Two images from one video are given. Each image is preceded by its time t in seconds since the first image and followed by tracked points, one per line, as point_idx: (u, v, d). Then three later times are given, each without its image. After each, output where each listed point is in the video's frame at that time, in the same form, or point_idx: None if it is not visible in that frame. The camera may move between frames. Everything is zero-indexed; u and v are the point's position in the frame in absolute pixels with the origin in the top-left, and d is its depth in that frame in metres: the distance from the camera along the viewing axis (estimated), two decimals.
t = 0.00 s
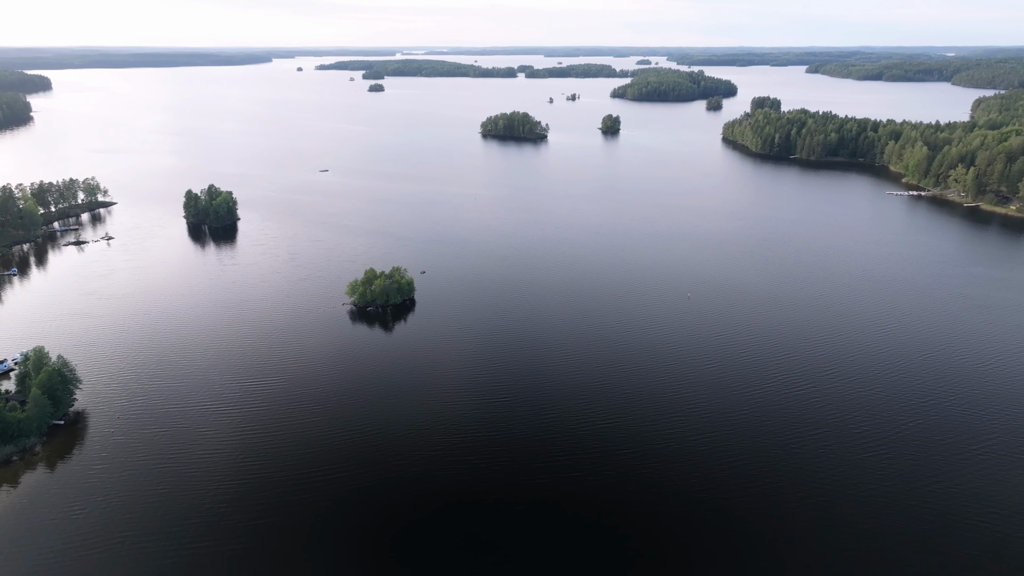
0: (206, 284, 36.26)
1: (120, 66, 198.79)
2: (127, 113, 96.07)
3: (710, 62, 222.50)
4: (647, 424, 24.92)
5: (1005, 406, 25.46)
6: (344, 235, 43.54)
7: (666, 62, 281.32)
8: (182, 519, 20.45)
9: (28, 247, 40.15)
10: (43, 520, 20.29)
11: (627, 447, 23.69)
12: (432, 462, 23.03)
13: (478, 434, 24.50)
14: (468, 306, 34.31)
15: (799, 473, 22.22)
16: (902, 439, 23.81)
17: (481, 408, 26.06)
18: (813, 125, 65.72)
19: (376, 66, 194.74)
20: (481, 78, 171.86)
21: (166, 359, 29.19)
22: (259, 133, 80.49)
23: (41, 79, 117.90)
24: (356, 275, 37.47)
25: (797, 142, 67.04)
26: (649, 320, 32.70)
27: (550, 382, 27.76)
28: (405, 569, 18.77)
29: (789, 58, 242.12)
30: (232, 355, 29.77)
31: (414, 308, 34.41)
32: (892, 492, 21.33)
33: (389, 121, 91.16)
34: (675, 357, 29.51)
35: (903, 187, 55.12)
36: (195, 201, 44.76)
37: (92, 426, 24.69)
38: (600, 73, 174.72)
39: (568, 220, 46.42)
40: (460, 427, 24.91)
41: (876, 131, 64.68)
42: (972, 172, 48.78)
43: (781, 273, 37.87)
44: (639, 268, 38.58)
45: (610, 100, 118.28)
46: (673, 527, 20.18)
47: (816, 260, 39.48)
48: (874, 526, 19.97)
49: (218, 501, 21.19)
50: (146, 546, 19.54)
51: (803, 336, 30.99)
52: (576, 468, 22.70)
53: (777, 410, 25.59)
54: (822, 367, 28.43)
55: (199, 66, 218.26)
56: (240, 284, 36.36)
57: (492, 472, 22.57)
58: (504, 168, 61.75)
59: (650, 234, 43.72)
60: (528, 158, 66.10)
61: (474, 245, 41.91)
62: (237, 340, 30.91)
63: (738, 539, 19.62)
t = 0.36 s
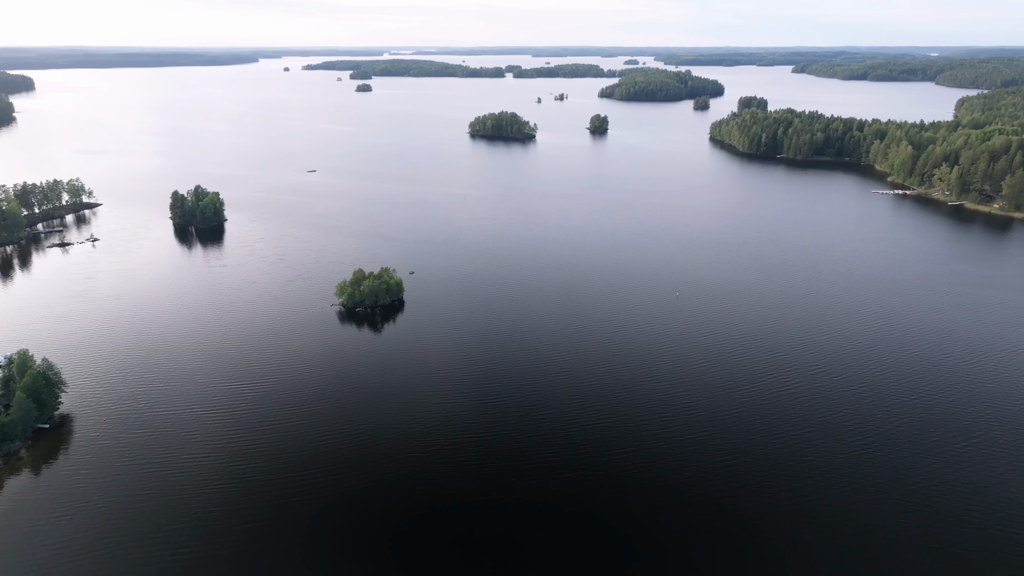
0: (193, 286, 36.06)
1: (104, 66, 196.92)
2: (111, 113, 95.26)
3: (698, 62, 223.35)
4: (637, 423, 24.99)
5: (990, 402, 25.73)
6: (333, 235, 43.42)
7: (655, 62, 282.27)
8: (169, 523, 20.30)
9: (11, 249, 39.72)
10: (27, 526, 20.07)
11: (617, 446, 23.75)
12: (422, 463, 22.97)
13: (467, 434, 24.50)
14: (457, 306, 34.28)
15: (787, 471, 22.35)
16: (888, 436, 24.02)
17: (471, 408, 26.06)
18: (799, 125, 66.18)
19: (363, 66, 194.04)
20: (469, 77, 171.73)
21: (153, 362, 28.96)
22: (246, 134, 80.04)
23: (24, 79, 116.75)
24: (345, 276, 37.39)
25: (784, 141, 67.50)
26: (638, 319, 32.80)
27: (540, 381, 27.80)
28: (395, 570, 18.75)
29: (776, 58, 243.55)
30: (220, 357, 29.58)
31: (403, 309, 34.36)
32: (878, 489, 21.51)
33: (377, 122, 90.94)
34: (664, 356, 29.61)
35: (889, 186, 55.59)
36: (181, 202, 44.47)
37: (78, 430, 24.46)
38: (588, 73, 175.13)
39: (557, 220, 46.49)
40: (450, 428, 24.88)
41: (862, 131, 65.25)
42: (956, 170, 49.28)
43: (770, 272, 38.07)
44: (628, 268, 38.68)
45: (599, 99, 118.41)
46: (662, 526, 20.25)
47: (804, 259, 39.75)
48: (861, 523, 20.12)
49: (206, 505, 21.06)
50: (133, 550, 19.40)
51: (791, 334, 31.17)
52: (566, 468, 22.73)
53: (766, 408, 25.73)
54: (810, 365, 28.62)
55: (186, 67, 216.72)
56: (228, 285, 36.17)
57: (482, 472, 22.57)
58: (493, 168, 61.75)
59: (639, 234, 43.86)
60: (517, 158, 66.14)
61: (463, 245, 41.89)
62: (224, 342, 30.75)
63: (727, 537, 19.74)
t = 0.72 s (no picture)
0: (182, 287, 35.85)
1: (89, 66, 195.41)
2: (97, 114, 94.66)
3: (687, 62, 223.93)
4: (628, 423, 25.01)
5: (978, 400, 25.93)
6: (322, 236, 43.28)
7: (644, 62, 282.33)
8: (158, 527, 20.17)
9: None
10: (13, 530, 19.90)
11: (608, 446, 23.78)
12: (412, 464, 22.93)
13: (459, 435, 24.47)
14: (447, 307, 34.24)
15: (777, 469, 22.45)
16: (877, 434, 24.15)
17: (461, 409, 26.01)
18: (787, 124, 66.58)
19: (352, 66, 193.48)
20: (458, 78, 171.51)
21: (141, 364, 28.76)
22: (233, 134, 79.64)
23: (8, 79, 115.92)
24: (335, 277, 37.26)
25: (772, 141, 67.86)
26: (629, 319, 32.86)
27: (531, 382, 27.80)
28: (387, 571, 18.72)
29: (765, 58, 244.60)
30: (208, 358, 29.42)
31: (393, 309, 34.27)
32: (868, 487, 21.64)
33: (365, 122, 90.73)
34: (655, 356, 29.69)
35: (876, 185, 56.00)
36: (169, 202, 44.19)
37: (65, 433, 24.28)
38: (578, 73, 175.42)
39: (548, 220, 46.52)
40: (441, 428, 24.83)
41: (849, 130, 65.69)
42: (941, 169, 49.73)
43: (760, 271, 38.25)
44: (619, 268, 38.75)
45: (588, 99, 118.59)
46: (654, 526, 20.27)
47: (793, 258, 39.96)
48: (851, 522, 20.20)
49: (195, 508, 20.92)
50: (123, 555, 19.28)
51: (781, 333, 31.31)
52: (558, 468, 22.75)
53: (756, 407, 25.82)
54: (800, 364, 28.76)
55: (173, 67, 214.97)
56: (216, 287, 35.99)
57: (473, 473, 22.55)
58: (483, 168, 61.79)
59: (630, 234, 43.96)
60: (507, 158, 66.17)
61: (452, 246, 41.88)
62: (213, 343, 30.58)
63: (718, 536, 19.82)
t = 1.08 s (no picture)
0: (169, 289, 35.61)
1: (73, 66, 193.98)
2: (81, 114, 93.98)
3: (675, 62, 224.73)
4: (619, 423, 25.03)
5: (965, 396, 26.11)
6: (310, 237, 43.12)
7: (632, 62, 283.01)
8: (145, 532, 20.05)
9: None
10: None
11: (598, 445, 23.80)
12: (402, 466, 22.86)
13: (448, 435, 24.40)
14: (436, 307, 34.19)
15: (765, 467, 22.54)
16: (866, 431, 24.26)
17: (451, 410, 25.92)
18: (774, 124, 66.98)
19: (340, 66, 192.78)
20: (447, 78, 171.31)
21: (127, 367, 28.53)
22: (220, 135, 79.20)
23: None
24: (323, 278, 37.09)
25: (759, 140, 68.21)
26: (619, 319, 32.90)
27: (522, 382, 27.78)
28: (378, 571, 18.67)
29: (752, 57, 245.80)
30: (196, 360, 29.22)
31: (382, 310, 34.18)
32: (856, 483, 21.77)
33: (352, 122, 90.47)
34: (645, 355, 29.74)
35: (862, 184, 56.44)
36: (156, 204, 43.89)
37: (50, 437, 24.04)
38: (566, 73, 175.68)
39: (537, 220, 46.56)
40: (431, 430, 24.74)
41: (835, 129, 66.13)
42: (926, 168, 50.19)
43: (748, 270, 38.40)
44: (609, 268, 38.78)
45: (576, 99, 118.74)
46: (645, 525, 20.29)
47: (782, 257, 40.13)
48: (841, 519, 20.29)
49: (183, 512, 20.77)
50: (111, 559, 19.15)
51: (769, 332, 31.44)
52: (548, 468, 22.73)
53: (746, 406, 25.91)
54: (789, 362, 28.85)
55: (160, 68, 213.63)
56: (204, 288, 35.77)
57: (463, 474, 22.48)
58: (472, 168, 61.76)
59: (620, 233, 44.06)
60: (496, 158, 66.14)
61: (441, 246, 41.82)
62: (200, 345, 30.38)
63: (707, 533, 19.88)
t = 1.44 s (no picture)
0: (155, 291, 35.36)
1: (57, 66, 192.53)
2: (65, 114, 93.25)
3: (662, 62, 225.67)
4: (608, 422, 25.06)
5: (951, 392, 26.35)
6: (298, 237, 42.93)
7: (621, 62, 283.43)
8: (132, 536, 19.91)
9: None
10: None
11: (588, 445, 23.81)
12: (391, 468, 22.76)
13: (438, 436, 24.33)
14: (425, 308, 34.12)
15: (754, 465, 22.64)
16: (854, 428, 24.42)
17: (440, 411, 25.86)
18: (761, 124, 67.41)
19: (328, 66, 192.13)
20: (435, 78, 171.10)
21: (113, 370, 28.28)
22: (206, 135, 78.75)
23: None
24: (311, 279, 36.95)
25: (746, 140, 68.58)
26: (609, 318, 32.94)
27: (512, 382, 27.76)
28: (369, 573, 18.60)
29: (739, 57, 247.07)
30: (183, 363, 29.02)
31: (371, 311, 34.10)
32: (844, 480, 21.90)
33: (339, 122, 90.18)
34: (635, 354, 29.80)
35: (848, 183, 56.90)
36: (141, 205, 43.55)
37: (35, 441, 23.78)
38: (554, 73, 175.90)
39: (526, 220, 46.58)
40: (420, 430, 24.68)
41: (821, 129, 66.64)
42: (911, 167, 50.65)
43: (737, 269, 38.57)
44: (599, 268, 38.84)
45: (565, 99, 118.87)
46: (635, 525, 20.28)
47: (770, 256, 40.34)
48: (829, 515, 20.42)
49: (171, 516, 20.61)
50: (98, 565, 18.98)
51: (758, 331, 31.57)
52: (539, 468, 22.72)
53: (736, 404, 26.01)
54: (778, 360, 28.99)
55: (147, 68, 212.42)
56: (191, 290, 35.54)
57: (453, 475, 22.44)
58: (461, 168, 61.72)
59: (609, 233, 44.13)
60: (485, 158, 66.12)
61: (429, 246, 41.75)
62: (187, 348, 30.16)
63: (696, 532, 19.95)
